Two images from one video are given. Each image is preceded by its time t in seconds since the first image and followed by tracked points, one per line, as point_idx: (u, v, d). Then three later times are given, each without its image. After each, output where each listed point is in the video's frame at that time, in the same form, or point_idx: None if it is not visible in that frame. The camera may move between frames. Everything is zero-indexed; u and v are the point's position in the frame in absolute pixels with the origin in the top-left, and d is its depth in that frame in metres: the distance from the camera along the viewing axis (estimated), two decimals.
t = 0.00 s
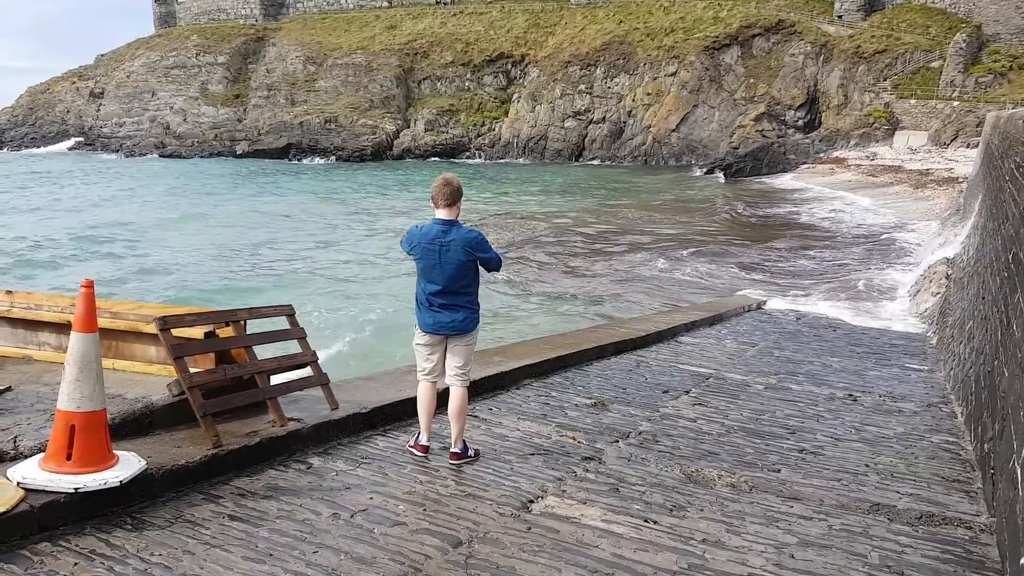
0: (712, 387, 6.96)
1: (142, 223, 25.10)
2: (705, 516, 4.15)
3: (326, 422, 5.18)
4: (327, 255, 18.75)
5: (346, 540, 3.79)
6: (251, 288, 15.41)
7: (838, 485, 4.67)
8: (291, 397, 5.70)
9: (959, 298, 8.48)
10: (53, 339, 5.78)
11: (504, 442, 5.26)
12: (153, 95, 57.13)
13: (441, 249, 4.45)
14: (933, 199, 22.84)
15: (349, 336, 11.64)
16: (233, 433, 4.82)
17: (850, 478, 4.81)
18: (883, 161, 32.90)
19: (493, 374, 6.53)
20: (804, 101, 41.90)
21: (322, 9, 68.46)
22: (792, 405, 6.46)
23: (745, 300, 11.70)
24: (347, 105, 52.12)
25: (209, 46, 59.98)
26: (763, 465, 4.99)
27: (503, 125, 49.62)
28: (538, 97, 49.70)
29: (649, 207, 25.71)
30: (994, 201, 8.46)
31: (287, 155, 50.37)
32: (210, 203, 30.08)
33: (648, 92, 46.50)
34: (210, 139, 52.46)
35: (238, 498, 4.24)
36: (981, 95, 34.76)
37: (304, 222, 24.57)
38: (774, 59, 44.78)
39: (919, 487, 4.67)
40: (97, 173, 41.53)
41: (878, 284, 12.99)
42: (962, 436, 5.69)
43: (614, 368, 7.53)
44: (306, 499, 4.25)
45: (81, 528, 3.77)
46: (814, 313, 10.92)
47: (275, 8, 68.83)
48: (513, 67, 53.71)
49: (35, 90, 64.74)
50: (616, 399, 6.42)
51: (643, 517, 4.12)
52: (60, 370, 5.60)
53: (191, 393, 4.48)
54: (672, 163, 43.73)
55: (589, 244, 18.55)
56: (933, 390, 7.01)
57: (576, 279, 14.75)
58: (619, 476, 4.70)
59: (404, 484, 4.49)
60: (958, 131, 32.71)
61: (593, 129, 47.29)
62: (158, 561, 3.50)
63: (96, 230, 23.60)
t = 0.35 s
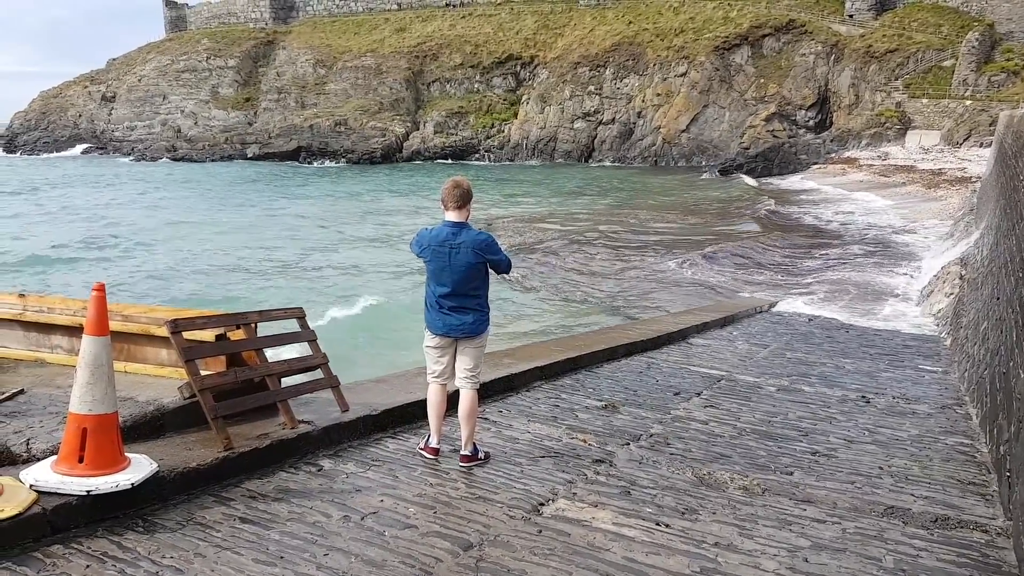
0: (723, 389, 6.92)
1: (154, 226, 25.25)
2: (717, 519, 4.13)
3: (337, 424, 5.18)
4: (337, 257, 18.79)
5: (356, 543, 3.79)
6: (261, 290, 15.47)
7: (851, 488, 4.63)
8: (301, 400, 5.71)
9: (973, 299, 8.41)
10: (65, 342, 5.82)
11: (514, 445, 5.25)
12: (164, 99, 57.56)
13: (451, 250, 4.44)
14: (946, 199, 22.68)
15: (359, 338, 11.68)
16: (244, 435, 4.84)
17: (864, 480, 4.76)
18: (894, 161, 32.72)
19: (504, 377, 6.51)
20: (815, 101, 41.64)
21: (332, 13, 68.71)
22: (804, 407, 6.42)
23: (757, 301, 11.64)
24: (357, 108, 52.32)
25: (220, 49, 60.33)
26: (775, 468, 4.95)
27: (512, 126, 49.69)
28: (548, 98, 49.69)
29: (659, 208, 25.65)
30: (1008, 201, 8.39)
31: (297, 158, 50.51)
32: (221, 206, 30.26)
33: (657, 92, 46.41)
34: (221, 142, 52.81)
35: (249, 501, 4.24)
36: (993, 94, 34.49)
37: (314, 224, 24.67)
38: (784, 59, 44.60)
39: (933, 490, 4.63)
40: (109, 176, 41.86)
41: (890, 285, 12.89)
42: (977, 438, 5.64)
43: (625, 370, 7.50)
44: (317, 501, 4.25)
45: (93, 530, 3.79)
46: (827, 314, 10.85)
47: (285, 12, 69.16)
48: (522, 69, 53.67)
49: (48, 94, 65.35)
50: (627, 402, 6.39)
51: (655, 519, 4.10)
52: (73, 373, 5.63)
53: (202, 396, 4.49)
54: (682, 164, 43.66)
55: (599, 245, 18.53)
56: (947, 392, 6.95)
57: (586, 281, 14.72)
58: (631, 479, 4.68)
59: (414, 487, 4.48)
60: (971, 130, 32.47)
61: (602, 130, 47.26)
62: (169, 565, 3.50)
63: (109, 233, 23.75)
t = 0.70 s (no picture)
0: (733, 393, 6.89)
1: (163, 230, 25.35)
2: (727, 525, 4.11)
3: (345, 428, 5.18)
4: (345, 261, 18.82)
5: (364, 548, 3.78)
6: (270, 294, 15.51)
7: (862, 493, 4.60)
8: (309, 404, 5.71)
9: (983, 302, 8.36)
10: (73, 347, 5.83)
11: (523, 449, 5.24)
12: (174, 103, 57.83)
13: (460, 253, 4.43)
14: (954, 201, 22.57)
15: (367, 341, 11.68)
16: (252, 440, 4.84)
17: (875, 485, 4.73)
18: (904, 163, 32.61)
19: (512, 381, 6.50)
20: (823, 103, 42.05)
21: (340, 17, 68.95)
22: (815, 410, 6.39)
23: (766, 304, 11.59)
24: (365, 111, 52.45)
25: (229, 53, 60.60)
26: (785, 472, 4.92)
27: (520, 130, 49.77)
28: (556, 101, 49.69)
29: (667, 211, 25.62)
30: (1018, 202, 8.35)
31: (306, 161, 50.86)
32: (230, 209, 30.37)
33: (665, 95, 46.36)
34: (230, 147, 53.03)
35: (257, 505, 4.25)
36: (1002, 97, 34.31)
37: (322, 228, 24.72)
38: (792, 62, 44.50)
39: (945, 494, 4.60)
40: (119, 180, 42.08)
41: (899, 288, 12.83)
42: (989, 442, 5.59)
43: (634, 373, 7.49)
44: (325, 507, 4.25)
45: (101, 535, 3.80)
46: (835, 317, 10.80)
47: (293, 16, 69.44)
48: (529, 72, 53.64)
49: (58, 98, 65.75)
50: (636, 405, 6.38)
51: (665, 525, 4.08)
52: (81, 377, 5.65)
53: (210, 400, 4.50)
54: (690, 166, 43.63)
55: (607, 248, 18.50)
56: (958, 395, 6.91)
57: (593, 284, 14.70)
58: (640, 484, 4.65)
59: (422, 492, 4.48)
60: (979, 132, 32.36)
61: (610, 133, 47.25)
62: (177, 571, 3.51)
63: (118, 237, 23.84)
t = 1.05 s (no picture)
0: (738, 397, 6.87)
1: (168, 232, 25.41)
2: (733, 530, 4.09)
3: (349, 431, 5.19)
4: (351, 263, 18.85)
5: (368, 551, 3.78)
6: (275, 297, 15.54)
7: (869, 498, 4.58)
8: (314, 406, 5.72)
9: (990, 307, 8.33)
10: (79, 348, 5.85)
11: (527, 453, 5.24)
12: (180, 105, 58.03)
13: (465, 257, 4.44)
14: (961, 206, 22.49)
15: (372, 344, 11.70)
16: (256, 442, 4.85)
17: (881, 490, 4.71)
18: (910, 167, 32.55)
19: (516, 384, 6.50)
20: (830, 107, 41.73)
21: (347, 20, 69.14)
22: (820, 415, 6.37)
23: (771, 308, 11.56)
24: (371, 114, 52.56)
25: (235, 56, 60.81)
26: (791, 477, 4.91)
27: (525, 133, 49.85)
28: (562, 104, 49.74)
29: (672, 215, 25.61)
30: None
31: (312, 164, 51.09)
32: (236, 212, 30.44)
33: (671, 98, 46.33)
34: (236, 149, 53.20)
35: (261, 508, 4.26)
36: (1010, 101, 34.23)
37: (328, 231, 24.77)
38: (799, 66, 44.47)
39: (951, 500, 4.58)
40: (126, 183, 42.17)
41: (905, 293, 12.78)
42: (995, 447, 5.57)
43: (638, 377, 7.47)
44: (329, 509, 4.25)
45: (105, 536, 3.81)
46: (841, 321, 10.78)
47: (300, 19, 69.66)
48: (536, 75, 53.70)
49: (65, 100, 66.01)
50: (640, 409, 6.36)
51: (669, 529, 4.07)
52: (87, 379, 5.67)
53: (215, 402, 4.52)
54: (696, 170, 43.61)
55: (612, 252, 18.49)
56: (964, 401, 6.89)
57: (598, 288, 14.68)
58: (644, 488, 4.65)
59: (426, 495, 4.48)
60: (986, 137, 32.28)
61: (616, 136, 47.22)
62: (181, 573, 3.52)
63: (123, 239, 23.90)
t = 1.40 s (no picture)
0: (740, 399, 6.89)
1: (172, 229, 25.47)
2: (732, 529, 4.12)
3: (351, 429, 5.21)
4: (355, 262, 18.90)
5: (370, 547, 3.82)
6: (278, 295, 15.59)
7: (868, 500, 4.60)
8: (316, 404, 5.75)
9: (992, 311, 8.33)
10: (83, 344, 5.89)
11: (529, 452, 5.26)
12: (185, 103, 58.12)
13: (461, 255, 4.49)
14: (966, 210, 22.43)
15: (375, 342, 11.73)
16: (259, 438, 4.89)
17: (881, 492, 4.73)
18: (915, 171, 32.49)
19: (519, 384, 6.53)
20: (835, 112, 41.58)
21: (352, 18, 69.12)
22: (822, 417, 6.38)
23: (774, 310, 11.55)
24: (376, 113, 52.61)
25: (240, 54, 60.90)
26: (792, 478, 4.93)
27: (530, 134, 49.86)
28: (567, 105, 49.74)
29: (676, 216, 25.59)
30: None
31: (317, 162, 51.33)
32: (239, 209, 30.51)
33: (677, 100, 46.27)
34: (241, 147, 53.32)
35: (263, 504, 4.29)
36: (1016, 106, 34.15)
37: (332, 229, 24.81)
38: (805, 68, 44.38)
39: (951, 502, 4.60)
40: (130, 180, 42.28)
41: (909, 297, 12.75)
42: (995, 451, 5.58)
43: (641, 378, 7.48)
44: (331, 506, 4.28)
45: (109, 531, 3.84)
46: (844, 324, 10.78)
47: (305, 17, 69.70)
48: (541, 76, 53.74)
49: (70, 96, 66.15)
50: (642, 410, 6.38)
51: (670, 528, 4.09)
52: (90, 374, 5.71)
53: (217, 398, 4.54)
54: (701, 172, 43.52)
55: (615, 253, 18.48)
56: (965, 404, 6.89)
57: (600, 288, 14.70)
58: (645, 488, 4.67)
59: (428, 492, 4.51)
60: (992, 142, 32.18)
61: (622, 137, 47.39)
62: (184, 567, 3.55)
63: (127, 236, 23.98)
